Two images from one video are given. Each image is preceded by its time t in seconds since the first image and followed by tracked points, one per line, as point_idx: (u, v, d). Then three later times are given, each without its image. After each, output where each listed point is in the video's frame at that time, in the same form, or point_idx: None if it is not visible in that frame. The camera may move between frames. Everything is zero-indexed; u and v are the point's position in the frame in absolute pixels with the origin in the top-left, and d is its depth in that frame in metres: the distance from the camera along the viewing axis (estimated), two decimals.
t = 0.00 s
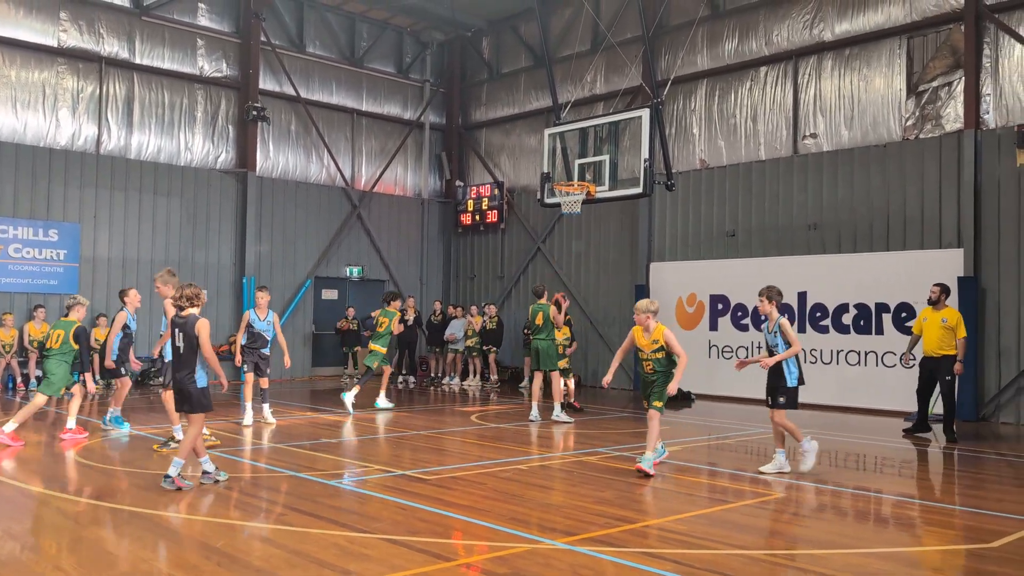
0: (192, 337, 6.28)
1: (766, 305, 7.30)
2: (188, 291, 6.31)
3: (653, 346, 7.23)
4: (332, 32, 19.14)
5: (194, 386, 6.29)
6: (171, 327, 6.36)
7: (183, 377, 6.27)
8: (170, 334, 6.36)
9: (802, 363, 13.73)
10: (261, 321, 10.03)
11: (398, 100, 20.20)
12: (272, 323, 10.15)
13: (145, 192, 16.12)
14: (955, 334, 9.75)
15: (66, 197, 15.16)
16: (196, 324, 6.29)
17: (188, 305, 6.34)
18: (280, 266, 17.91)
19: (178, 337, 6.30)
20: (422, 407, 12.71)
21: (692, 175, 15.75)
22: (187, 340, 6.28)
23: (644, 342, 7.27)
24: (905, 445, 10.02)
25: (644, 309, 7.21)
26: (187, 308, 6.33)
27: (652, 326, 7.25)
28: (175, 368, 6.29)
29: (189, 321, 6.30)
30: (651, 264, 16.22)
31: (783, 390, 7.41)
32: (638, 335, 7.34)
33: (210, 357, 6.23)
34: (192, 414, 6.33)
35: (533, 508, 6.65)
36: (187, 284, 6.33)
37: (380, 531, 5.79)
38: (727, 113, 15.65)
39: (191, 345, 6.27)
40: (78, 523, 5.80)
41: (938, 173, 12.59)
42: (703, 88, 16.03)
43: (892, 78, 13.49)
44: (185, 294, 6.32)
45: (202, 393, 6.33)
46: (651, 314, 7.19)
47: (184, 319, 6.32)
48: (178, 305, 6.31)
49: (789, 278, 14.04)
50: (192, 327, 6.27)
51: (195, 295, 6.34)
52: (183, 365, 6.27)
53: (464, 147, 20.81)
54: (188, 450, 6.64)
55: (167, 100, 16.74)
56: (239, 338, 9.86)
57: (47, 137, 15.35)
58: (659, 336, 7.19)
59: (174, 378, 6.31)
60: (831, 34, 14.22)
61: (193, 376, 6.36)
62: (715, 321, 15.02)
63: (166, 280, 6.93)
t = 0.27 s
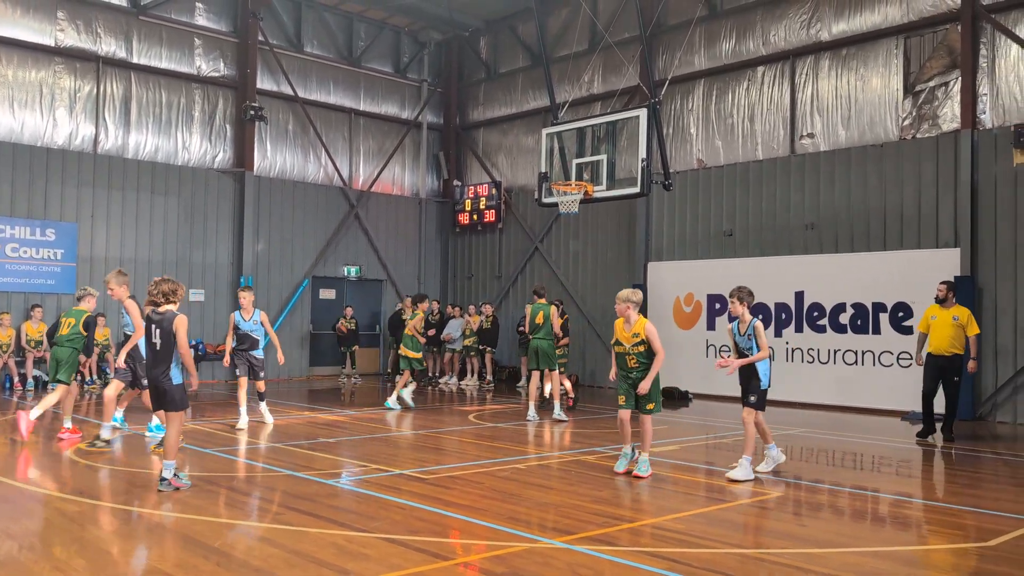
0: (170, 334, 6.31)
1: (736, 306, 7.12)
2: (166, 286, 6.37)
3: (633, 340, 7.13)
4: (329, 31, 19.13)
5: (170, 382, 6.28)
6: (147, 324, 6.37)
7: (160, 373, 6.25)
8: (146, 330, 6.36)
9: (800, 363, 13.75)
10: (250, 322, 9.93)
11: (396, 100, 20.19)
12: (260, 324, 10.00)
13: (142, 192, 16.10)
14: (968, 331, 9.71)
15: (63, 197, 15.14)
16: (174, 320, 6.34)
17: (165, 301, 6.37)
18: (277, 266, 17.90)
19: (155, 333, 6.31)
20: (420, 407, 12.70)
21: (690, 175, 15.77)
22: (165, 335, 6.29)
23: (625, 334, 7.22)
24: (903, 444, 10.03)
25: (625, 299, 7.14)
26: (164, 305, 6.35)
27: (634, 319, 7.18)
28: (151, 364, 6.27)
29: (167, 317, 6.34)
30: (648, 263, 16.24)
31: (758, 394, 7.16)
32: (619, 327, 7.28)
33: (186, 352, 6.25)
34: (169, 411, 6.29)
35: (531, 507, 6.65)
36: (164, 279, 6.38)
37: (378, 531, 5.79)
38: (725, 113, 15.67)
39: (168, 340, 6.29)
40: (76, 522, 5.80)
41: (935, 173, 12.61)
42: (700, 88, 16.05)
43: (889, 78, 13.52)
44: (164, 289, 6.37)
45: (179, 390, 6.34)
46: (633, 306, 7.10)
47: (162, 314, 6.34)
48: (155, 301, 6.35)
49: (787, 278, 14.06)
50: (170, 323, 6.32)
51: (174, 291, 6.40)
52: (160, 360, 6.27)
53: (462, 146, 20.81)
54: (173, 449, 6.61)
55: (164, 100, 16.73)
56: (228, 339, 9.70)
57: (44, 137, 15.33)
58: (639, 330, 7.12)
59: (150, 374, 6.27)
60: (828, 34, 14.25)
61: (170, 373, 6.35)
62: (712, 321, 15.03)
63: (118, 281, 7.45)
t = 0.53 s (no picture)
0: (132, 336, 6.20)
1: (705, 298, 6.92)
2: (128, 289, 6.28)
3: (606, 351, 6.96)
4: (327, 31, 19.11)
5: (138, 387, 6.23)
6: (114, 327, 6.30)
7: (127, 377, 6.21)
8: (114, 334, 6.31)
9: (798, 362, 13.75)
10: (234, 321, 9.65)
11: (394, 100, 20.18)
12: (243, 323, 9.71)
13: (140, 191, 16.08)
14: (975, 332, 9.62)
15: (60, 197, 15.12)
16: (137, 322, 6.21)
17: (130, 304, 6.28)
18: (275, 266, 17.89)
19: (121, 336, 6.24)
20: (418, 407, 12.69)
21: (688, 175, 15.77)
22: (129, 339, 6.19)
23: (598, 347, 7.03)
24: (902, 444, 10.03)
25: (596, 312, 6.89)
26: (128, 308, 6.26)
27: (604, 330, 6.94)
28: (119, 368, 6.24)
29: (129, 319, 6.23)
30: (647, 263, 16.24)
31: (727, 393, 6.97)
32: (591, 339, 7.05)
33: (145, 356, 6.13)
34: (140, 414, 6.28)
35: (530, 507, 6.65)
36: (127, 283, 6.28)
37: (376, 530, 5.78)
38: (723, 112, 15.67)
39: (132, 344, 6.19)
40: (73, 522, 5.78)
41: (933, 172, 12.62)
42: (699, 87, 16.05)
43: (887, 78, 13.52)
44: (126, 293, 6.27)
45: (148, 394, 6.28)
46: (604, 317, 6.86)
47: (127, 317, 6.25)
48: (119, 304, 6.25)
49: (785, 278, 14.06)
50: (132, 326, 6.20)
51: (136, 293, 6.28)
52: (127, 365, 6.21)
53: (460, 146, 20.80)
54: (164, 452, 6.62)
55: (162, 99, 16.71)
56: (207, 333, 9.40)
57: (41, 136, 15.31)
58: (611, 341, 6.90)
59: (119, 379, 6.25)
60: (826, 34, 14.26)
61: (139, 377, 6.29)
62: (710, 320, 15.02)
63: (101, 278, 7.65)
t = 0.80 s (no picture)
0: (110, 331, 6.12)
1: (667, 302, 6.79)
2: (105, 288, 6.16)
3: (578, 341, 6.55)
4: (325, 31, 19.11)
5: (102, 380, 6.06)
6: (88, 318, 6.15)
7: (93, 371, 6.04)
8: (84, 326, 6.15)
9: (796, 362, 13.77)
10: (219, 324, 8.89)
11: (392, 100, 20.17)
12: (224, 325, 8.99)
13: (138, 191, 16.08)
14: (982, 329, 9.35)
15: (58, 197, 15.11)
16: (119, 319, 6.16)
17: (110, 301, 6.19)
18: (273, 266, 17.88)
19: (97, 329, 6.11)
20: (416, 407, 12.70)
21: (686, 175, 15.78)
22: (105, 333, 6.10)
23: (568, 339, 6.56)
24: (900, 444, 10.05)
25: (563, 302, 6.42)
26: (109, 304, 6.18)
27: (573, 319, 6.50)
28: (85, 360, 6.05)
29: (110, 314, 6.17)
30: (645, 263, 16.24)
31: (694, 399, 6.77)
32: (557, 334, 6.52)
33: (125, 356, 6.03)
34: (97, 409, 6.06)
35: (528, 507, 6.66)
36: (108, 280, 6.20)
37: (374, 530, 5.78)
38: (721, 113, 15.69)
39: (108, 338, 6.10)
40: (71, 522, 5.78)
41: (931, 173, 12.64)
42: (697, 87, 16.06)
43: (884, 78, 13.53)
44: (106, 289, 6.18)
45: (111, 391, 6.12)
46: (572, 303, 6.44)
47: (107, 312, 6.16)
48: (101, 297, 6.14)
49: (783, 278, 14.07)
50: (114, 322, 6.14)
51: (117, 290, 6.22)
52: (95, 359, 6.05)
53: (459, 146, 20.80)
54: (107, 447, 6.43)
55: (160, 99, 16.70)
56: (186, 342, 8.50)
57: (39, 136, 15.29)
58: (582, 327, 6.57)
59: (82, 371, 6.03)
60: (824, 34, 14.26)
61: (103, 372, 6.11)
62: (708, 321, 15.04)
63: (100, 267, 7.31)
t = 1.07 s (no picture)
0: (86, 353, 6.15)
1: (628, 306, 6.54)
2: (79, 312, 6.13)
3: (533, 350, 6.04)
4: (326, 31, 19.11)
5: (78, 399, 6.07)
6: (60, 339, 6.07)
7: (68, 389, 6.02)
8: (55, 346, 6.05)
9: (796, 362, 13.76)
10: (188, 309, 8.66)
11: (393, 99, 20.17)
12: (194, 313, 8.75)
13: (138, 191, 16.07)
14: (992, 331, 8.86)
15: (58, 196, 15.11)
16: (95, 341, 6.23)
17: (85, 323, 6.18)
18: (273, 265, 17.88)
19: (70, 349, 6.09)
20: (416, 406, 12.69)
21: (686, 175, 15.78)
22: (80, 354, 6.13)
23: (524, 345, 6.07)
24: (900, 443, 10.05)
25: (521, 305, 5.88)
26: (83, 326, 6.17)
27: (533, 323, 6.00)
28: (61, 379, 6.02)
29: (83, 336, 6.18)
30: (646, 263, 16.23)
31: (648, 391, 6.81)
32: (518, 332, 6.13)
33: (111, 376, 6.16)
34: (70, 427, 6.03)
35: (527, 506, 6.66)
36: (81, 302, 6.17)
37: (374, 529, 5.78)
38: (721, 112, 15.68)
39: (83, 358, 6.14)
40: (71, 522, 5.77)
41: (931, 172, 12.63)
42: (697, 87, 16.06)
43: (885, 78, 13.53)
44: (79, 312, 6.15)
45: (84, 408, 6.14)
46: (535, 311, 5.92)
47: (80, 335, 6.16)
48: (77, 321, 6.11)
49: (783, 278, 14.07)
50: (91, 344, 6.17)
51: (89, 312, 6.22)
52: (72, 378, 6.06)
53: (459, 146, 20.80)
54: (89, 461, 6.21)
55: (160, 99, 16.70)
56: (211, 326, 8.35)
57: (40, 136, 15.29)
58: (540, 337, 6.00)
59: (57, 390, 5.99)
60: (824, 34, 14.26)
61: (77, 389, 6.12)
62: (709, 320, 15.04)
63: (101, 271, 7.31)
